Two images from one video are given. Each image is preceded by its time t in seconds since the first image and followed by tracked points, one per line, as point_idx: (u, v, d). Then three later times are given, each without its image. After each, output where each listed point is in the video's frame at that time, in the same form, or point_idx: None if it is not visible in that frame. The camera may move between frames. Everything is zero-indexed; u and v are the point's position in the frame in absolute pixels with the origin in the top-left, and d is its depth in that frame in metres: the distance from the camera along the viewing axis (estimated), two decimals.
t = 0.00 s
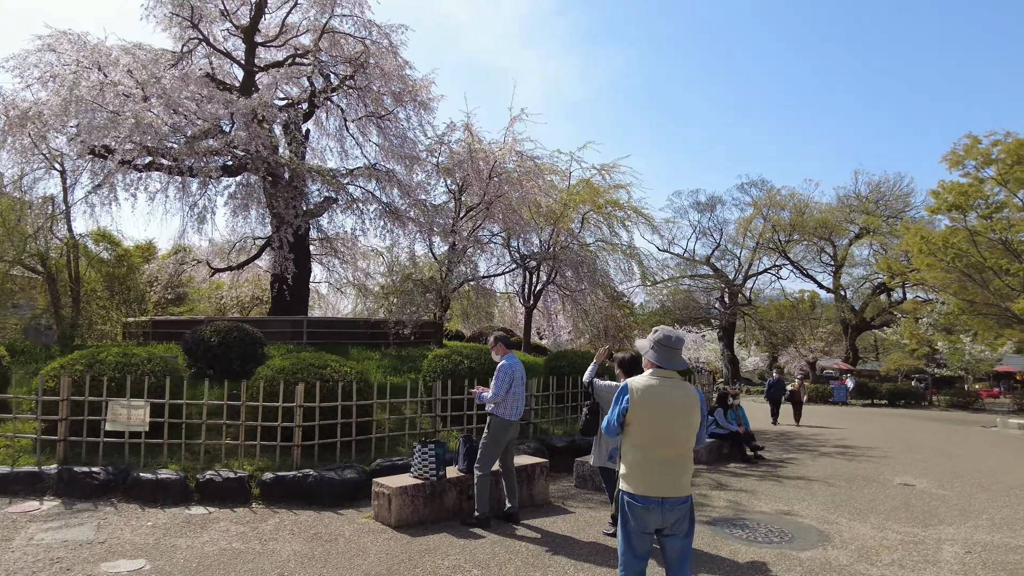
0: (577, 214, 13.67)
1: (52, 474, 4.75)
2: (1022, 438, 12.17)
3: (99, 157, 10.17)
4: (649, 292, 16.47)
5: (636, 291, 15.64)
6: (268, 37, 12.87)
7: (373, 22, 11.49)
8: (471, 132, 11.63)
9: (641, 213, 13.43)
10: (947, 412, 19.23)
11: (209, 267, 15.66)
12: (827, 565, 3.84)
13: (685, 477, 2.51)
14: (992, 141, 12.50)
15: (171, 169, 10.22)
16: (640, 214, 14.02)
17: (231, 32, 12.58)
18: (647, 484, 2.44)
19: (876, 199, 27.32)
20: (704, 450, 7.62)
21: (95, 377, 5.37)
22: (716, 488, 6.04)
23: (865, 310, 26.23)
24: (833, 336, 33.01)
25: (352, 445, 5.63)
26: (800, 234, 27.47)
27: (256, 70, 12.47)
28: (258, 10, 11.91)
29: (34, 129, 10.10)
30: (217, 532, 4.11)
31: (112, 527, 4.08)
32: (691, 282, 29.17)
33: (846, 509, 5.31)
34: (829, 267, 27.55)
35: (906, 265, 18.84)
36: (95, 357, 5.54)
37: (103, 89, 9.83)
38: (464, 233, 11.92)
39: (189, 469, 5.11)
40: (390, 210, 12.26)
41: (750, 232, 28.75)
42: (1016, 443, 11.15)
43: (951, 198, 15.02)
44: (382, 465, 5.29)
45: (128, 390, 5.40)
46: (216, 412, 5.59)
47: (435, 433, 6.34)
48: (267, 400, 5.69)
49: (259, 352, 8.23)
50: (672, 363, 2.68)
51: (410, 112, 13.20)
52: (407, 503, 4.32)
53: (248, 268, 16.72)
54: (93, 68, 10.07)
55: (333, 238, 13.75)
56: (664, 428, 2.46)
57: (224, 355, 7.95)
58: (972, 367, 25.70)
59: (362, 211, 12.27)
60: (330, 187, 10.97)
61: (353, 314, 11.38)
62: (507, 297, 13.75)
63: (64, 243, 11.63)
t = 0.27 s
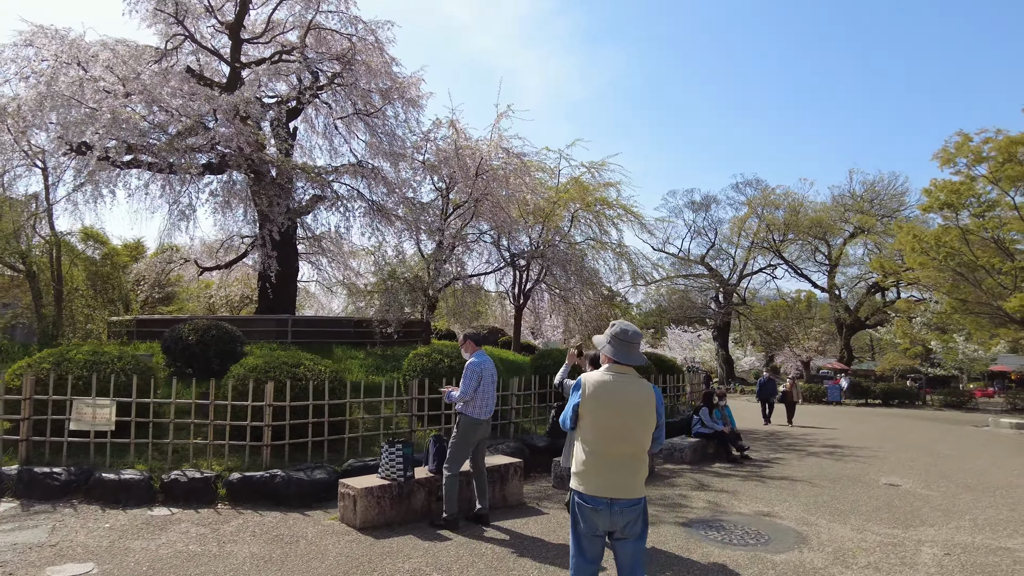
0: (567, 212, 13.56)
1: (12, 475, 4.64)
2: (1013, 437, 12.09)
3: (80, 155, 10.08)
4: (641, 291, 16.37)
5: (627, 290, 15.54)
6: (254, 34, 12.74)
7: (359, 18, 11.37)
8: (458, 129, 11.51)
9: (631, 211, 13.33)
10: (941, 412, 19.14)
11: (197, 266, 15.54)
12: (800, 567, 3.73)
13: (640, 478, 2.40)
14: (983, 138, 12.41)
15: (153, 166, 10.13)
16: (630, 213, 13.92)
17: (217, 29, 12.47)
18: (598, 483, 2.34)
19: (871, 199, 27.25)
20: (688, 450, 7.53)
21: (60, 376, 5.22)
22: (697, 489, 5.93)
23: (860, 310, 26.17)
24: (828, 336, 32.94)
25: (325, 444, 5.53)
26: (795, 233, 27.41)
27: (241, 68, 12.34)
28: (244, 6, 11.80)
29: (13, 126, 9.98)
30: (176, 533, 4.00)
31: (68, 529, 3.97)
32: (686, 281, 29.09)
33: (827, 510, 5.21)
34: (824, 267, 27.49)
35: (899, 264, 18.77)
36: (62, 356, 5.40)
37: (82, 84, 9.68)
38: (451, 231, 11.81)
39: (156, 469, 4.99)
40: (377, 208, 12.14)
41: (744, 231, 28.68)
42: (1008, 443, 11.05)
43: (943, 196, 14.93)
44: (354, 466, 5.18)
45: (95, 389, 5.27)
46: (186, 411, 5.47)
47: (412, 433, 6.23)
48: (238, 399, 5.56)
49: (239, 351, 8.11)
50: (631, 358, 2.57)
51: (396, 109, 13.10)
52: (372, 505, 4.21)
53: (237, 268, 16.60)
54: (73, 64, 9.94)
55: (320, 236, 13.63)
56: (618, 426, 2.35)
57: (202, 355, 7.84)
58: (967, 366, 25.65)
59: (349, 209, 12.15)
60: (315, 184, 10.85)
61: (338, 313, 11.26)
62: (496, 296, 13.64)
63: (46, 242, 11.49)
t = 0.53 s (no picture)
0: (558, 211, 13.43)
1: None
2: (1007, 438, 11.99)
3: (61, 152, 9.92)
4: (634, 290, 16.24)
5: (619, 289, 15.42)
6: (240, 30, 12.59)
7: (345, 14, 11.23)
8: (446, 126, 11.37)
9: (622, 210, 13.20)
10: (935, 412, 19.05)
11: (185, 264, 15.39)
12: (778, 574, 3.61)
13: (597, 483, 2.27)
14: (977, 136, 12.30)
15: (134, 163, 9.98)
16: (621, 211, 13.79)
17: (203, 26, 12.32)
18: (551, 489, 2.21)
19: (866, 198, 27.16)
20: (674, 451, 7.41)
21: (26, 376, 5.10)
22: (680, 491, 5.82)
23: (855, 309, 26.08)
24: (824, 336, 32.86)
25: (299, 446, 5.40)
26: (790, 232, 27.31)
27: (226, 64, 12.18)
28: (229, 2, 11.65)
29: None
30: (135, 538, 3.87)
31: (22, 534, 3.84)
32: (681, 281, 28.97)
33: (811, 513, 5.10)
34: (819, 266, 27.39)
35: (894, 263, 18.67)
36: (29, 355, 5.28)
37: (62, 80, 9.53)
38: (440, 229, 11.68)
39: (122, 471, 4.86)
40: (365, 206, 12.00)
41: (739, 230, 28.59)
42: (1001, 444, 10.95)
43: (937, 195, 14.82)
44: (326, 468, 5.05)
45: (61, 389, 5.14)
46: (157, 411, 5.34)
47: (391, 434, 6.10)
48: (210, 400, 5.44)
49: (219, 350, 7.98)
50: (591, 354, 2.43)
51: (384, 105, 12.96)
52: (339, 509, 4.10)
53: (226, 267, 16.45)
54: (52, 59, 9.78)
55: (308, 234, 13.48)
56: (573, 427, 2.21)
57: (181, 354, 7.70)
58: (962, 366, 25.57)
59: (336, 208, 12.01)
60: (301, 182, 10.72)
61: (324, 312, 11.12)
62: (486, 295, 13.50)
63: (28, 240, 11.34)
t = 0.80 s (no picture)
0: (548, 207, 13.29)
1: None
2: (999, 436, 11.89)
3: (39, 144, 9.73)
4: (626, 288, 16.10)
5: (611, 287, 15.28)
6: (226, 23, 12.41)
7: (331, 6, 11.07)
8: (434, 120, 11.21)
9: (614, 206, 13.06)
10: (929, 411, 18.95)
11: (173, 261, 15.21)
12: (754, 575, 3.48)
13: (548, 482, 2.12)
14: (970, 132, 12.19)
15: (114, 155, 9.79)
16: (612, 208, 13.66)
17: (188, 18, 12.15)
18: (495, 484, 2.09)
19: (861, 197, 27.09)
20: (660, 449, 7.28)
21: None
22: (661, 489, 5.69)
23: (850, 308, 25.99)
24: (819, 335, 32.79)
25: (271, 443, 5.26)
26: (784, 231, 27.22)
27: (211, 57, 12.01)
28: None
29: None
30: (89, 537, 3.73)
31: None
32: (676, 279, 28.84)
33: (794, 512, 4.97)
34: (814, 265, 27.30)
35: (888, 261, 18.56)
36: None
37: (40, 71, 9.34)
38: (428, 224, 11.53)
39: (85, 467, 4.71)
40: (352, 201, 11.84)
41: (734, 228, 28.48)
42: (993, 443, 10.84)
43: (930, 192, 14.71)
44: (297, 465, 4.91)
45: (24, 384, 4.99)
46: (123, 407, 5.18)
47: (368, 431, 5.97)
48: (180, 395, 5.29)
49: (197, 346, 7.82)
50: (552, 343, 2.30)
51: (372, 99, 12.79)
52: (303, 507, 3.99)
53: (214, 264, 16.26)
54: (30, 49, 9.59)
55: (296, 231, 13.31)
56: (521, 419, 2.08)
57: (157, 350, 7.53)
58: (956, 365, 25.50)
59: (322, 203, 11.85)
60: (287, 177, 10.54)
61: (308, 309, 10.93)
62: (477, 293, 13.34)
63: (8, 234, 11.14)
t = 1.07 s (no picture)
0: (535, 206, 13.13)
1: None
2: (988, 438, 11.81)
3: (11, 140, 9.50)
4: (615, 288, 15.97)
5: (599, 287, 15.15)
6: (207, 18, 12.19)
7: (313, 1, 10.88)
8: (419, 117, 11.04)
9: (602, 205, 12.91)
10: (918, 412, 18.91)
11: (156, 260, 14.99)
12: None
13: (487, 503, 2.00)
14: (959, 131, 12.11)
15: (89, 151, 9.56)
16: (600, 207, 13.52)
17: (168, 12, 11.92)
18: (431, 498, 1.99)
19: (852, 197, 27.07)
20: (643, 451, 7.15)
21: None
22: (641, 494, 5.55)
23: (840, 308, 25.97)
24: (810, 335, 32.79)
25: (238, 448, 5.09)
26: (775, 230, 27.17)
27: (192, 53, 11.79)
28: None
29: None
30: (35, 549, 3.55)
31: None
32: (667, 278, 28.75)
33: (775, 519, 4.84)
34: (805, 265, 27.26)
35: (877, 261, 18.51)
36: None
37: (11, 65, 9.10)
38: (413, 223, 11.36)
39: (40, 474, 4.53)
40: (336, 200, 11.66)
41: (725, 228, 28.42)
42: (981, 444, 10.76)
43: (920, 192, 14.63)
44: (263, 471, 4.75)
45: None
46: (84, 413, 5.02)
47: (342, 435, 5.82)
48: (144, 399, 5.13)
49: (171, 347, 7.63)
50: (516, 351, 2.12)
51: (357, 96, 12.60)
52: (263, 517, 3.82)
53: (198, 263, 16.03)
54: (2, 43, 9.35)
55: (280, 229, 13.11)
56: (467, 434, 1.94)
57: (130, 351, 7.34)
58: (946, 365, 25.51)
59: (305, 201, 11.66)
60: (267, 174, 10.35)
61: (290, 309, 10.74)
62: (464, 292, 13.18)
63: None
